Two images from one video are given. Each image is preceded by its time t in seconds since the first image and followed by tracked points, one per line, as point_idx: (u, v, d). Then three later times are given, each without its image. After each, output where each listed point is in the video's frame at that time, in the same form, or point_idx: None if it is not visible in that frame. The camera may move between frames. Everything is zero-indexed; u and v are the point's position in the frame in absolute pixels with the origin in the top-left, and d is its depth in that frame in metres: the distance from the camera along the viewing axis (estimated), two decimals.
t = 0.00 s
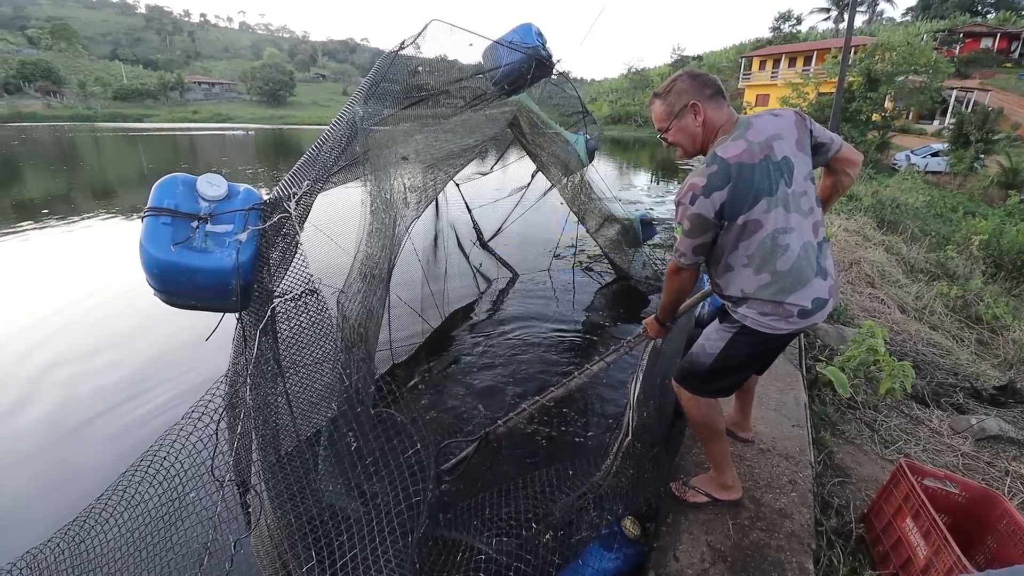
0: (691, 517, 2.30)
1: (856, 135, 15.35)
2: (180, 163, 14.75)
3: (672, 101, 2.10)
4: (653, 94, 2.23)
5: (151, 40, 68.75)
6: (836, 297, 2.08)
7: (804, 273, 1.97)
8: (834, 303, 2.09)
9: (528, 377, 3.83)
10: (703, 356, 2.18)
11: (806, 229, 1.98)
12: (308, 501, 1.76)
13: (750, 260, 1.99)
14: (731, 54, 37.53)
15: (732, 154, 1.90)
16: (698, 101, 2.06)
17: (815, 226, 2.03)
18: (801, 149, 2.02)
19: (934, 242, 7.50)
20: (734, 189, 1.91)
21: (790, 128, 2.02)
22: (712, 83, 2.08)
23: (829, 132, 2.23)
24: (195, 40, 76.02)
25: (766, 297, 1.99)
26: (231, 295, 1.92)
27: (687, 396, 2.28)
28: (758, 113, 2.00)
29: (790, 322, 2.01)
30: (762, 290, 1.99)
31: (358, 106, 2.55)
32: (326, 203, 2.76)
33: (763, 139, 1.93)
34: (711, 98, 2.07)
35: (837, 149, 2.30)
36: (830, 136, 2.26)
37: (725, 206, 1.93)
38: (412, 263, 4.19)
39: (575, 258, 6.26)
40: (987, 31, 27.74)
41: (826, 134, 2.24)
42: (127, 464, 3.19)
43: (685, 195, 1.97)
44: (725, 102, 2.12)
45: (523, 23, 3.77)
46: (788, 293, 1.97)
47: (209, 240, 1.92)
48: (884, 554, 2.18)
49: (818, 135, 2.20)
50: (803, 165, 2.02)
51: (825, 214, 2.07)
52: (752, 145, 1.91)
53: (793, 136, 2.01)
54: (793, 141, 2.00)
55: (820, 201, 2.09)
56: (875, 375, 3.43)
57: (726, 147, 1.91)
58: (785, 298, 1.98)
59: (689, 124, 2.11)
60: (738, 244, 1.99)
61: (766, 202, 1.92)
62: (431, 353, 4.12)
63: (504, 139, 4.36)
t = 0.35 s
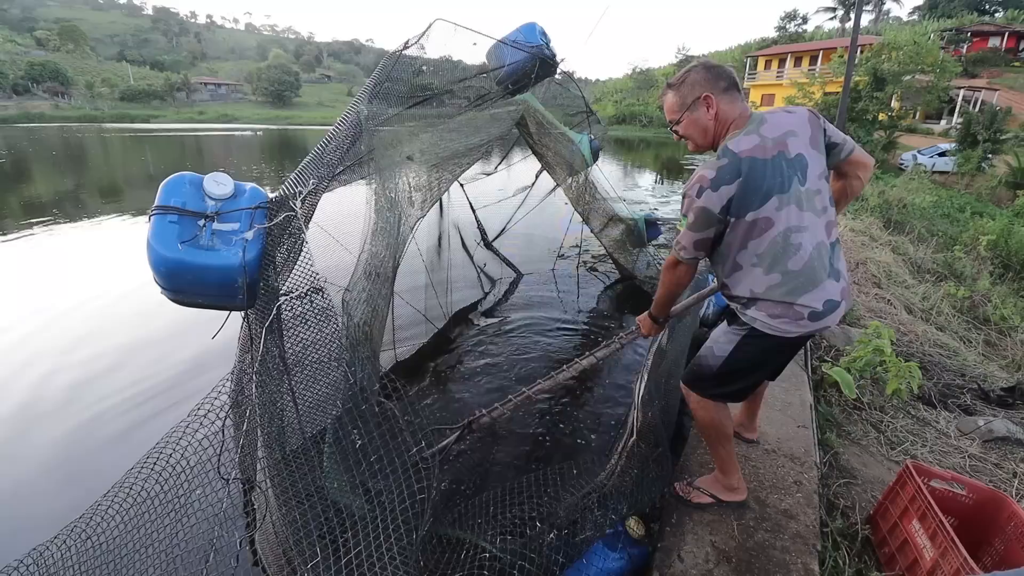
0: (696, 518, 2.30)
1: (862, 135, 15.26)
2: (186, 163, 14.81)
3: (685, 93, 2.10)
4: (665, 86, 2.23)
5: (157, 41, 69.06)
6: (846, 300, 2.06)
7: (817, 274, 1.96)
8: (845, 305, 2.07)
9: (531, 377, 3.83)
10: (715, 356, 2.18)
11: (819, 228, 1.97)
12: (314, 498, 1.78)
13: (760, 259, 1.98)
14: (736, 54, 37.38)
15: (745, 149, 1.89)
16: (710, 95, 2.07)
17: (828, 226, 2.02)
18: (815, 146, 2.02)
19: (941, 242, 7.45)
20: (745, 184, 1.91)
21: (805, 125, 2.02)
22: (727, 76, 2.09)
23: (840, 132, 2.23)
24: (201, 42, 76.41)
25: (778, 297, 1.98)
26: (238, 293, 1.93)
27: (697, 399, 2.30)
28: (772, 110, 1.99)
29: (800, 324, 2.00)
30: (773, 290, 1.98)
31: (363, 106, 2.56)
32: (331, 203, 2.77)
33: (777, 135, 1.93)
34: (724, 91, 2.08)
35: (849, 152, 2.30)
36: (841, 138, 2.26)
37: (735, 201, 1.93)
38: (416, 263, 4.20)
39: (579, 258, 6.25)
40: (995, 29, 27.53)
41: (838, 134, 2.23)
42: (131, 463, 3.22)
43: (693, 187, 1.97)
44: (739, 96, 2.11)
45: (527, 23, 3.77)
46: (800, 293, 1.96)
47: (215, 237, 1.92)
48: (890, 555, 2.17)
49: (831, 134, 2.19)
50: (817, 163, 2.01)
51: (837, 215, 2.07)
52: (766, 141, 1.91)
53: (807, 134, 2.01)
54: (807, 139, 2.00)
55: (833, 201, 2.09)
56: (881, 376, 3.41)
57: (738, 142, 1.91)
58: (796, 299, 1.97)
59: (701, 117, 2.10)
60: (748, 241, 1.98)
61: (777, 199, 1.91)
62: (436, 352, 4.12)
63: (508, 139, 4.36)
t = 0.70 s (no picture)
0: (696, 518, 2.30)
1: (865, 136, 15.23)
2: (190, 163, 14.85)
3: (692, 97, 2.10)
4: (669, 92, 2.23)
5: (161, 41, 69.37)
6: (851, 307, 2.05)
7: (819, 281, 1.95)
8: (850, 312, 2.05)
9: (532, 376, 3.83)
10: (716, 360, 2.17)
11: (822, 235, 1.96)
12: (316, 493, 1.78)
13: (759, 265, 1.99)
14: (740, 54, 37.33)
15: (743, 155, 1.91)
16: (718, 100, 2.06)
17: (832, 232, 2.01)
18: (817, 151, 2.01)
19: (945, 244, 7.44)
20: (742, 190, 1.92)
21: (806, 131, 2.02)
22: (734, 82, 2.09)
23: (844, 137, 2.22)
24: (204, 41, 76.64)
25: (778, 303, 1.98)
26: (241, 289, 1.95)
27: (696, 402, 2.29)
28: (774, 116, 1.99)
29: (802, 330, 1.99)
30: (774, 296, 1.99)
31: (365, 104, 2.57)
32: (332, 201, 2.78)
33: (777, 142, 1.93)
34: (731, 98, 2.07)
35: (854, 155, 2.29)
36: (846, 142, 2.25)
37: (732, 206, 1.95)
38: (417, 262, 4.21)
39: (581, 258, 6.25)
40: (999, 31, 27.44)
41: (842, 138, 2.23)
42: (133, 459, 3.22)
43: (690, 191, 2.02)
44: (745, 102, 2.11)
45: (529, 23, 3.77)
46: (801, 299, 1.96)
47: (219, 234, 1.94)
48: (891, 557, 2.17)
49: (835, 139, 2.19)
50: (819, 168, 2.01)
51: (842, 221, 2.05)
52: (765, 147, 1.92)
53: (808, 140, 2.00)
54: (809, 145, 2.00)
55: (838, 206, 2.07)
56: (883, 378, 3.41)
57: (736, 148, 1.93)
58: (797, 305, 1.96)
59: (708, 122, 2.10)
60: (747, 247, 1.99)
61: (775, 205, 1.91)
62: (437, 352, 4.13)
63: (510, 139, 4.36)
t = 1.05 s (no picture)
0: (697, 518, 2.31)
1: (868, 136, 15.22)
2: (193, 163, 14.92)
3: (687, 108, 2.12)
4: (666, 103, 2.25)
5: (163, 41, 69.58)
6: (847, 300, 2.04)
7: (809, 271, 1.96)
8: (846, 305, 2.04)
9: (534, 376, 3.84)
10: (714, 348, 2.18)
11: (812, 229, 1.97)
12: (317, 493, 1.80)
13: (750, 259, 2.01)
14: (741, 54, 37.32)
15: (731, 157, 1.95)
16: (710, 110, 2.09)
17: (824, 228, 2.02)
18: (804, 154, 2.05)
19: (947, 244, 7.43)
20: (729, 187, 1.96)
21: (794, 135, 2.05)
22: (727, 94, 2.11)
23: (830, 149, 2.26)
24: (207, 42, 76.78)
25: (769, 294, 2.00)
26: (246, 291, 1.96)
27: (697, 394, 2.28)
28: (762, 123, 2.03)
29: (796, 319, 1.99)
30: (766, 286, 2.00)
31: (368, 106, 2.61)
32: (337, 200, 2.78)
33: (765, 143, 1.97)
34: (723, 107, 2.09)
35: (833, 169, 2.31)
36: (828, 154, 2.29)
37: (721, 202, 1.98)
38: (419, 263, 4.23)
39: (583, 258, 6.26)
40: (1002, 30, 27.37)
41: (828, 150, 2.27)
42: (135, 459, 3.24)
43: (681, 189, 2.07)
44: (737, 112, 2.13)
45: (532, 24, 3.79)
46: (791, 289, 1.97)
47: (224, 236, 1.96)
48: (892, 557, 2.17)
49: (821, 153, 2.23)
50: (807, 169, 2.04)
51: (833, 218, 2.06)
52: (752, 148, 1.96)
53: (796, 143, 2.04)
54: (796, 148, 2.03)
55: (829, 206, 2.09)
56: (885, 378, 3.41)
57: (725, 149, 1.97)
58: (788, 295, 1.97)
59: (700, 132, 2.12)
60: (737, 241, 2.02)
61: (760, 201, 1.95)
62: (439, 351, 4.15)
63: (512, 140, 4.37)
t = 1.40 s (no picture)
0: (697, 518, 2.30)
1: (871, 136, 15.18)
2: (195, 163, 14.92)
3: (692, 106, 2.13)
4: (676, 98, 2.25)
5: (166, 41, 69.73)
6: (845, 290, 2.05)
7: (810, 259, 1.96)
8: (844, 294, 2.05)
9: (534, 375, 3.83)
10: (717, 346, 2.17)
11: (812, 221, 1.98)
12: (313, 495, 1.79)
13: (756, 247, 2.00)
14: (744, 54, 37.27)
15: (734, 151, 1.97)
16: (713, 108, 2.08)
17: (823, 221, 2.03)
18: (804, 152, 2.06)
19: (950, 244, 7.41)
20: (733, 179, 1.97)
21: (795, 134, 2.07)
22: (731, 94, 2.10)
23: (828, 159, 2.28)
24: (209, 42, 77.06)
25: (773, 281, 1.99)
26: (242, 293, 1.98)
27: (704, 387, 2.25)
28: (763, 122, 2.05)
29: (798, 306, 1.99)
30: (769, 273, 2.00)
31: (367, 107, 2.60)
32: (337, 201, 2.76)
33: (766, 141, 1.99)
34: (727, 107, 2.09)
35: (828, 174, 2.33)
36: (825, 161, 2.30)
37: (726, 194, 1.99)
38: (419, 263, 4.22)
39: (585, 258, 6.25)
40: (1006, 30, 27.27)
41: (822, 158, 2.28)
42: (138, 457, 3.25)
43: (688, 183, 2.08)
44: (741, 112, 2.12)
45: (533, 24, 3.78)
46: (793, 277, 1.97)
47: (219, 238, 1.97)
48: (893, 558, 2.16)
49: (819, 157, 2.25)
50: (808, 165, 2.05)
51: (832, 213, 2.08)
52: (755, 144, 1.97)
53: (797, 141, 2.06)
54: (797, 145, 2.04)
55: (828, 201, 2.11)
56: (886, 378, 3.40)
57: (730, 144, 1.99)
58: (790, 283, 1.97)
59: (704, 129, 2.11)
60: (742, 230, 2.02)
61: (765, 191, 1.95)
62: (439, 351, 4.14)
63: (514, 140, 4.35)
